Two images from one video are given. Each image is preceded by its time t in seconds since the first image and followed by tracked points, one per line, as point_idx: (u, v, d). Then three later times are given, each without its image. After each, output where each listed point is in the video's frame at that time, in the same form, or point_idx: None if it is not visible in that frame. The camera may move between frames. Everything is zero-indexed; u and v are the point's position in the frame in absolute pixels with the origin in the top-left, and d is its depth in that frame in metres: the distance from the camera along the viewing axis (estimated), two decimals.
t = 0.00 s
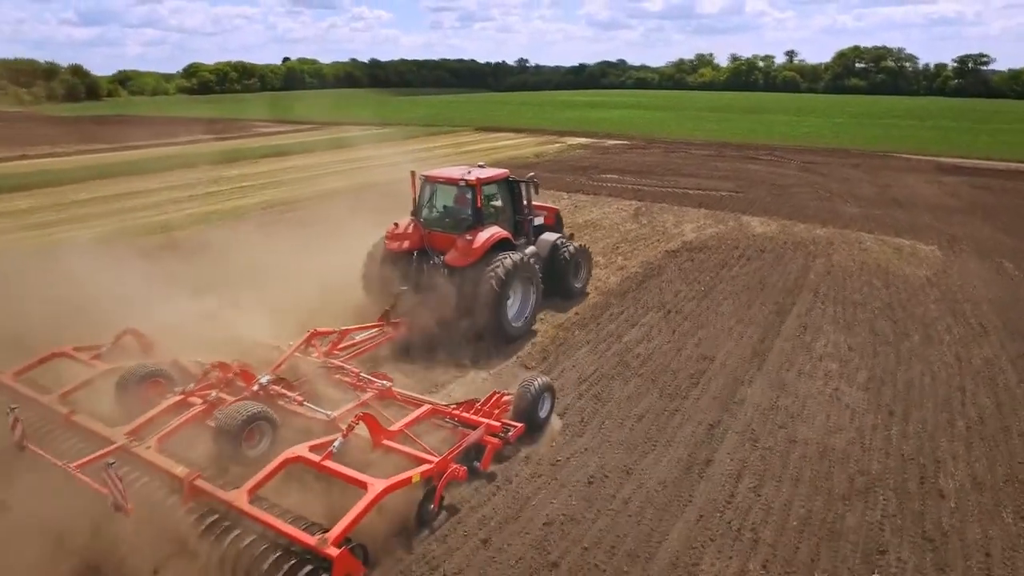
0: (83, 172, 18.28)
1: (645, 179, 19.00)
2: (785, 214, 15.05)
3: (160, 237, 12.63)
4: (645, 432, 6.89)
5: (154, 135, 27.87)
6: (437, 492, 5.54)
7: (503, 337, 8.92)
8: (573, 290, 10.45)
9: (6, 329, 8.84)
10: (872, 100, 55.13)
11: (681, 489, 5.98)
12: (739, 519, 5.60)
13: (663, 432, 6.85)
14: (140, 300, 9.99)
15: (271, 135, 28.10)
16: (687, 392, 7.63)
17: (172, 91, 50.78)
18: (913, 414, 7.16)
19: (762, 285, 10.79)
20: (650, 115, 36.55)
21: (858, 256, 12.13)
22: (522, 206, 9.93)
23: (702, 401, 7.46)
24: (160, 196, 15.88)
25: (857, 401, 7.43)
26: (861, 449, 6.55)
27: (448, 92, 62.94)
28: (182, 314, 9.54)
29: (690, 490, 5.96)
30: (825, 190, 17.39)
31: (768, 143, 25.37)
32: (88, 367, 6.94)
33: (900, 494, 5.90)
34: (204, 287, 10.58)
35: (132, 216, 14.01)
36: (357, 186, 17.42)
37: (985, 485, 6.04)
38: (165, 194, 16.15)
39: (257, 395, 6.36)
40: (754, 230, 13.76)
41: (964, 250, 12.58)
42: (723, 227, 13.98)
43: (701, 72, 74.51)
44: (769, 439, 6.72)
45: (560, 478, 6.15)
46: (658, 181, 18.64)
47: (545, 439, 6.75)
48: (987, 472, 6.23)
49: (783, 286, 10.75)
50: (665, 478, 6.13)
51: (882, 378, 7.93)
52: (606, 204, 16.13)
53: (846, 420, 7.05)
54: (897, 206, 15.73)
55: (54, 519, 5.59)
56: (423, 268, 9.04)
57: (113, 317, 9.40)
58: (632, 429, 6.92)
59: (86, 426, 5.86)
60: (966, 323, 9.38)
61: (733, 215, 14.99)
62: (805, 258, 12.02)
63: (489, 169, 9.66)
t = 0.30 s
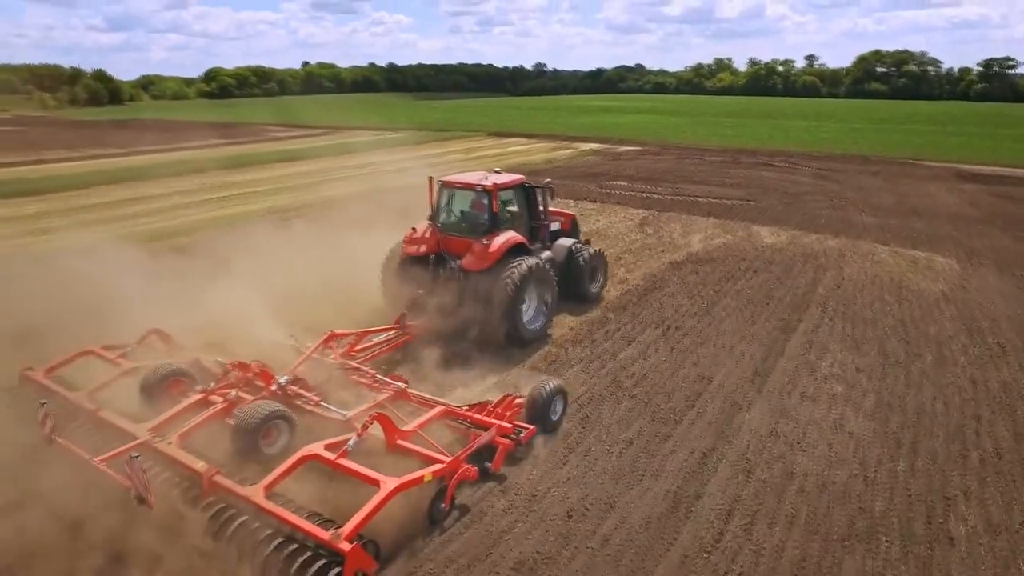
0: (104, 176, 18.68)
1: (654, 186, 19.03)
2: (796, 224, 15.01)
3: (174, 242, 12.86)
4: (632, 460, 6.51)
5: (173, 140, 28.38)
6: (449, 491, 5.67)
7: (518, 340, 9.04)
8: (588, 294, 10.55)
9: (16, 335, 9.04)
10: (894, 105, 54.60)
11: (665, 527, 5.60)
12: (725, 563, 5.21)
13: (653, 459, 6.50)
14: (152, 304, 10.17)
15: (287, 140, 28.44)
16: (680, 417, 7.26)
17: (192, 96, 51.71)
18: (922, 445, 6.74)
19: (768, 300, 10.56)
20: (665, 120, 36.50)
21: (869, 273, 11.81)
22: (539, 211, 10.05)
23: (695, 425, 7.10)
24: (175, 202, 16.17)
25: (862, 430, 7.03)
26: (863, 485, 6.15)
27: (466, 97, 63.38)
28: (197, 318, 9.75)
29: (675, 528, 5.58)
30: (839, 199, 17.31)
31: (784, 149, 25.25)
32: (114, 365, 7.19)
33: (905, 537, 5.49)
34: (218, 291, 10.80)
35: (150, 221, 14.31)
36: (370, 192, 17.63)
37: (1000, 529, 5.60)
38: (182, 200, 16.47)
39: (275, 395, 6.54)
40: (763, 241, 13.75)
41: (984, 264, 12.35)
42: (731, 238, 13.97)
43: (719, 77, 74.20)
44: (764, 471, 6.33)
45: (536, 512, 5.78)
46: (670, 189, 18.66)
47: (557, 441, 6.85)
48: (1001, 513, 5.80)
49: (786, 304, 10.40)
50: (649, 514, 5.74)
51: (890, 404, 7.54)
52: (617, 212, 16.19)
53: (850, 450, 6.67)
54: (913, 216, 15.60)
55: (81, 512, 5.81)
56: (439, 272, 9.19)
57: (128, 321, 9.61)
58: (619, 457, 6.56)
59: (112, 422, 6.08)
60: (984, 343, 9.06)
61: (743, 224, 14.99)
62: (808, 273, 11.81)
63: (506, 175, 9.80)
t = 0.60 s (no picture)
0: (118, 181, 18.96)
1: (659, 194, 19.04)
2: (804, 234, 14.96)
3: (184, 248, 12.99)
4: (615, 494, 6.15)
5: (187, 144, 28.74)
6: (461, 492, 5.75)
7: (532, 344, 9.15)
8: (601, 299, 10.63)
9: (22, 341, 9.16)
10: (909, 110, 54.25)
11: (645, 571, 5.24)
12: None
13: (638, 493, 6.14)
14: (163, 309, 10.31)
15: (299, 145, 28.68)
16: (669, 445, 6.90)
17: (206, 101, 52.39)
18: (930, 481, 6.35)
19: (771, 316, 10.31)
20: (675, 126, 36.47)
21: (875, 290, 11.47)
22: (553, 215, 10.13)
23: (685, 455, 6.73)
24: (186, 208, 16.36)
25: (864, 463, 6.64)
26: (864, 524, 5.77)
27: (478, 102, 63.65)
28: (209, 322, 9.89)
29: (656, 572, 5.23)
30: (849, 207, 17.25)
31: (795, 156, 25.15)
32: (135, 364, 7.37)
33: None
34: (230, 297, 10.95)
35: (163, 226, 14.50)
36: (378, 199, 17.73)
37: None
38: (195, 205, 16.67)
39: (292, 395, 6.67)
40: (770, 251, 13.70)
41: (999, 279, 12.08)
42: (735, 248, 13.95)
43: (732, 82, 74.04)
44: (757, 508, 5.95)
45: (506, 552, 5.42)
46: (678, 196, 18.66)
47: (569, 445, 6.93)
48: (1013, 559, 5.40)
49: (785, 323, 10.05)
50: (629, 556, 5.39)
51: (896, 434, 7.16)
52: (625, 220, 16.22)
53: (851, 485, 6.30)
54: (925, 225, 15.51)
55: (104, 508, 5.97)
56: (454, 275, 9.30)
57: (140, 325, 9.76)
58: (600, 489, 6.20)
59: (134, 420, 6.24)
60: (999, 366, 8.73)
61: (749, 233, 15.00)
62: (810, 288, 11.56)
63: (521, 180, 9.89)
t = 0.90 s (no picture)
0: (128, 183, 19.15)
1: (662, 199, 18.96)
2: (810, 240, 14.85)
3: (191, 250, 13.07)
4: (594, 526, 5.74)
5: (196, 146, 29.00)
6: (475, 489, 5.82)
7: (544, 344, 9.22)
8: (613, 300, 10.69)
9: (27, 344, 9.24)
10: (921, 112, 53.89)
11: None
12: None
13: (616, 526, 5.72)
14: (171, 311, 10.40)
15: (308, 148, 28.86)
16: (654, 472, 6.48)
17: (216, 103, 52.82)
18: (935, 515, 5.87)
19: (771, 329, 9.89)
20: (683, 128, 36.37)
21: (880, 303, 11.01)
22: (565, 215, 10.19)
23: (670, 483, 6.31)
24: (195, 209, 16.49)
25: (864, 493, 6.18)
26: (860, 565, 5.31)
27: (487, 104, 63.74)
28: (220, 322, 9.99)
29: None
30: (858, 213, 17.17)
31: (804, 159, 25.02)
32: (154, 362, 7.53)
33: None
34: (239, 298, 11.06)
35: (171, 227, 14.61)
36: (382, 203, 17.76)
37: None
38: (202, 207, 16.77)
39: (308, 393, 6.77)
40: (773, 259, 13.55)
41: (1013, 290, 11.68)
42: (737, 256, 13.82)
43: (743, 84, 73.68)
44: (744, 545, 5.52)
45: None
46: (684, 201, 18.59)
47: (581, 444, 6.98)
48: None
49: (784, 339, 9.59)
50: None
51: (899, 460, 6.68)
52: (629, 226, 16.20)
53: (848, 519, 5.84)
54: (935, 232, 15.38)
55: (124, 502, 6.09)
56: (467, 276, 9.37)
57: (148, 328, 9.86)
58: (577, 521, 5.80)
59: (154, 416, 6.38)
60: (1012, 385, 8.21)
61: (752, 240, 14.93)
62: (810, 299, 11.16)
63: (533, 181, 9.96)
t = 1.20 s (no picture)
0: (137, 182, 19.30)
1: (665, 202, 18.96)
2: (814, 246, 14.76)
3: (199, 250, 13.17)
4: (569, 558, 5.42)
5: (205, 146, 29.22)
6: (485, 485, 5.89)
7: (555, 342, 9.29)
8: (624, 300, 10.76)
9: (36, 343, 9.31)
10: (932, 112, 53.58)
11: None
12: None
13: (590, 560, 5.38)
14: (181, 312, 10.51)
15: (315, 148, 29.00)
16: (636, 498, 6.14)
17: (224, 103, 53.18)
18: (936, 553, 5.49)
19: (769, 341, 9.60)
20: (690, 129, 36.30)
21: (882, 314, 10.71)
22: (577, 215, 10.25)
23: (651, 511, 5.98)
24: (204, 208, 16.58)
25: (860, 526, 5.82)
26: None
27: (494, 104, 63.82)
28: (232, 322, 10.11)
29: None
30: (864, 217, 17.12)
31: (811, 161, 24.93)
32: (169, 358, 7.69)
33: None
34: (249, 298, 11.16)
35: (179, 226, 14.70)
36: (387, 203, 17.82)
37: None
38: (210, 206, 16.86)
39: (321, 389, 6.88)
40: (775, 264, 13.41)
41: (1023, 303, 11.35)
42: (737, 261, 13.66)
43: (752, 84, 73.38)
44: None
45: None
46: (688, 205, 18.55)
47: (591, 441, 7.04)
48: None
49: (781, 351, 9.27)
50: None
51: (899, 489, 6.31)
52: (630, 229, 16.21)
53: (842, 555, 5.47)
54: (943, 238, 15.27)
55: (142, 496, 6.21)
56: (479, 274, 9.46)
57: (156, 329, 9.94)
58: (551, 552, 5.48)
59: (170, 411, 6.51)
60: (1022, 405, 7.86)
61: (753, 245, 14.85)
62: (809, 309, 10.88)
63: (546, 181, 10.03)
